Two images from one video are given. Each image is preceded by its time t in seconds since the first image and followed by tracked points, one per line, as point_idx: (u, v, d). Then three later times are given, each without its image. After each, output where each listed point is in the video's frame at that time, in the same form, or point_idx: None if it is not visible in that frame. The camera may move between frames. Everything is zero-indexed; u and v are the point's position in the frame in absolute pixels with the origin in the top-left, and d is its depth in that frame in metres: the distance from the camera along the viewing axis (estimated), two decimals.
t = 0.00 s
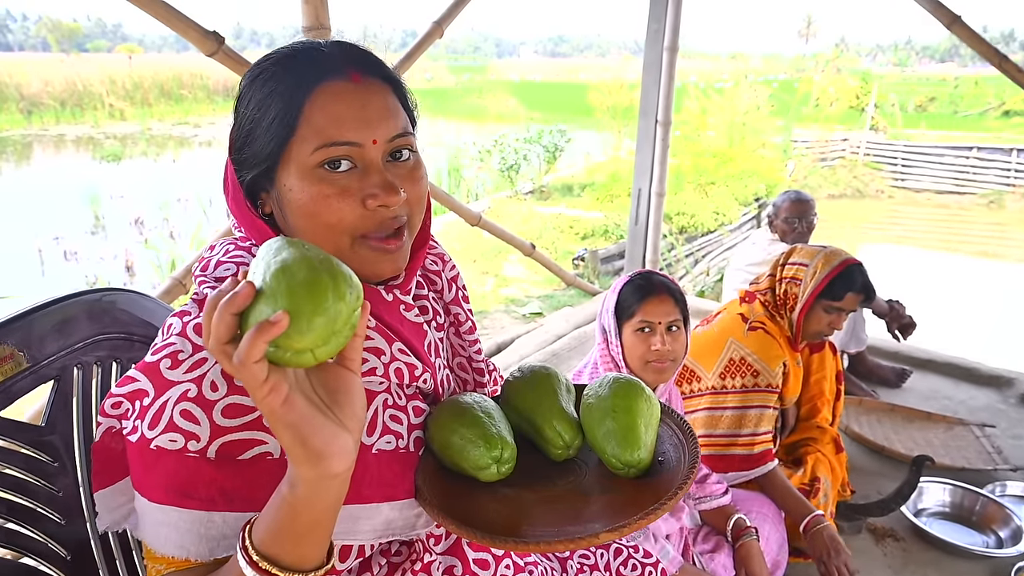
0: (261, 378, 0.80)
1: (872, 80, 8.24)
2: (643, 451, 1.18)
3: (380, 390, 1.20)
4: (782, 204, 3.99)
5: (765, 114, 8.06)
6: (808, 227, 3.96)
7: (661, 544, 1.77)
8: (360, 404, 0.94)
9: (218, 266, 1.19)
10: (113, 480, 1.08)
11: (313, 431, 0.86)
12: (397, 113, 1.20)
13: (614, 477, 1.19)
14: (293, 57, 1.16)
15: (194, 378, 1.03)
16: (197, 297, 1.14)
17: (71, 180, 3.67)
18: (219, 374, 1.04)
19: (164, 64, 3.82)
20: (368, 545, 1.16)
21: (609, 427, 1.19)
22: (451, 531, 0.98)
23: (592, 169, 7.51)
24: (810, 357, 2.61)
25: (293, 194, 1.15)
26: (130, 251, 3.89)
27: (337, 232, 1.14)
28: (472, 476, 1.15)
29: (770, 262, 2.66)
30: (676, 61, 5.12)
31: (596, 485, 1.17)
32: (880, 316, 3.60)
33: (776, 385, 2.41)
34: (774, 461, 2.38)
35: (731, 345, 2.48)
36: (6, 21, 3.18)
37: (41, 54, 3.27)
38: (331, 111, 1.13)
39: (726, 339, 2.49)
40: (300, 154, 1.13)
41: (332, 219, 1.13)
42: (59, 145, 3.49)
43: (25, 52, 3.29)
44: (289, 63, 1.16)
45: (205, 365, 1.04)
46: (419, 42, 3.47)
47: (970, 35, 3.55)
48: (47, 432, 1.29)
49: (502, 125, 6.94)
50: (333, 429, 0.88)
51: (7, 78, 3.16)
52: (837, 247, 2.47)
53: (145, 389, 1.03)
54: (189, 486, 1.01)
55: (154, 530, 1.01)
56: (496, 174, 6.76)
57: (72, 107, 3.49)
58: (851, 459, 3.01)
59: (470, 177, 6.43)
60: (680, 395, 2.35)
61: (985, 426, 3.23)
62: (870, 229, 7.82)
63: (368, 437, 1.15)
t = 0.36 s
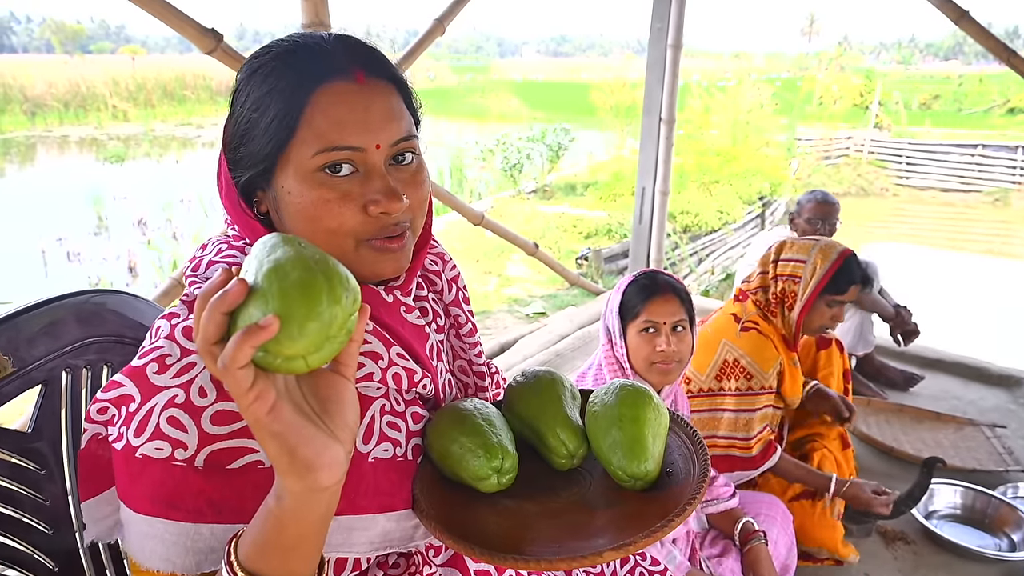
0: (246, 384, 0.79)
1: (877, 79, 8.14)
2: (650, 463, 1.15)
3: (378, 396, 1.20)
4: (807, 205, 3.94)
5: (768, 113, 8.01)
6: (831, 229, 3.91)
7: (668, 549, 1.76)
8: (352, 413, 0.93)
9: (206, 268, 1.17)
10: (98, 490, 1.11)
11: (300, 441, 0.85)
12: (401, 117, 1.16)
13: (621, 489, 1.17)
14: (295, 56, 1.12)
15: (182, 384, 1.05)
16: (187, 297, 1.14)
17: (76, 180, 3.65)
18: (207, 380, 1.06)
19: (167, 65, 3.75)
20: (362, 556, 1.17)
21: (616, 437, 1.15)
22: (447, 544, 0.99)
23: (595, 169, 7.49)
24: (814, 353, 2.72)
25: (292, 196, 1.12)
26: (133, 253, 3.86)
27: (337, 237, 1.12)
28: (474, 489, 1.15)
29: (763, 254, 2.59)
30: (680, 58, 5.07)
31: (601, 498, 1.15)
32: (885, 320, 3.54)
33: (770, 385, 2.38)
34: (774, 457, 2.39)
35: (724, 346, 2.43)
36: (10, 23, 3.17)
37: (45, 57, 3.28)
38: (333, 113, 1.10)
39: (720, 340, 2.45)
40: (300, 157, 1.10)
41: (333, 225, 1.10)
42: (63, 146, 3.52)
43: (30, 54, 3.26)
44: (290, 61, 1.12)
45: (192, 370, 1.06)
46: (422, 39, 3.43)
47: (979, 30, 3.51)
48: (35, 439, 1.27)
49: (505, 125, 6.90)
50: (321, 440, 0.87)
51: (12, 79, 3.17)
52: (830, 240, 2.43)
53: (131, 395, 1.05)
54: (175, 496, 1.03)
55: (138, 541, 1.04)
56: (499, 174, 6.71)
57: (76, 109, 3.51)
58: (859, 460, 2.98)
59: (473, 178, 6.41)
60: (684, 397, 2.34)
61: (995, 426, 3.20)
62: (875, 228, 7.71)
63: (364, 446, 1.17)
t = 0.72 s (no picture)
0: (252, 375, 0.77)
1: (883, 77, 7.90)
2: (657, 469, 1.12)
3: (376, 402, 1.21)
4: (840, 209, 3.92)
5: (774, 113, 7.84)
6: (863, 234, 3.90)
7: (677, 555, 1.77)
8: (349, 407, 0.92)
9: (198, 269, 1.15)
10: (83, 503, 1.12)
11: (296, 438, 0.84)
12: (400, 107, 1.15)
13: (626, 496, 1.14)
14: (293, 46, 1.12)
15: (170, 389, 1.04)
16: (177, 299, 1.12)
17: (81, 183, 3.63)
18: (197, 383, 1.05)
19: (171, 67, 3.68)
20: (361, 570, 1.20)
21: (621, 441, 1.12)
22: (444, 555, 0.97)
23: (598, 169, 7.48)
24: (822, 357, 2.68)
25: (286, 186, 1.11)
26: (138, 254, 3.92)
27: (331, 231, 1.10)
28: (477, 500, 1.13)
29: (766, 255, 2.54)
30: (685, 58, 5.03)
31: (607, 505, 1.12)
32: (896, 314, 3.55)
33: (779, 388, 2.37)
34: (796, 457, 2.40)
35: (729, 348, 2.42)
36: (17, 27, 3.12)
37: (51, 60, 3.22)
38: (328, 103, 1.09)
39: (724, 343, 2.43)
40: (294, 147, 1.09)
41: (326, 217, 1.09)
42: (69, 149, 3.46)
43: (36, 57, 3.23)
44: (287, 50, 1.12)
45: (180, 374, 1.05)
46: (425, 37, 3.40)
47: (987, 26, 3.46)
48: (24, 448, 1.31)
49: (509, 125, 6.84)
50: (320, 437, 0.86)
51: (17, 81, 3.15)
52: (840, 242, 2.39)
53: (117, 400, 1.03)
54: (162, 505, 1.02)
55: (125, 551, 1.04)
56: (502, 174, 6.72)
57: (81, 112, 3.46)
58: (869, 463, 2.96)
59: (476, 178, 6.39)
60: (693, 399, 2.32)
61: (1007, 428, 3.18)
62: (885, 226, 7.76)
63: (361, 454, 1.18)
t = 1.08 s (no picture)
0: (197, 329, 0.82)
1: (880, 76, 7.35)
2: (660, 478, 1.11)
3: (368, 404, 1.25)
4: (836, 207, 3.93)
5: (770, 111, 7.57)
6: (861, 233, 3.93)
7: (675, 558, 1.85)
8: (302, 367, 0.97)
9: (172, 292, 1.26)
10: (69, 514, 1.23)
11: (241, 393, 0.88)
12: (392, 103, 1.23)
13: (630, 505, 1.13)
14: (283, 39, 1.20)
15: (149, 389, 1.16)
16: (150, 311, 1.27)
17: (77, 182, 3.62)
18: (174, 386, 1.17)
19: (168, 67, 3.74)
20: None
21: (624, 450, 1.12)
22: (440, 564, 0.97)
23: (597, 168, 7.55)
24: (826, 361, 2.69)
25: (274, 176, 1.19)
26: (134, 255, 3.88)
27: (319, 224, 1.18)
28: (474, 507, 1.13)
29: (775, 254, 2.56)
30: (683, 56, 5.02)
31: (608, 514, 1.12)
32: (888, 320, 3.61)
33: (781, 389, 2.43)
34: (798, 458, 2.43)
35: (733, 347, 2.49)
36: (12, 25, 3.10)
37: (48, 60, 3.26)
38: (318, 96, 1.17)
39: (728, 341, 2.50)
40: (283, 140, 1.17)
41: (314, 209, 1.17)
42: (64, 148, 3.48)
43: (31, 56, 3.21)
44: (282, 44, 1.20)
45: (158, 378, 1.17)
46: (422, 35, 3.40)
47: (983, 25, 3.47)
48: (5, 454, 1.45)
49: (508, 124, 6.80)
50: (267, 392, 0.90)
51: (11, 81, 3.17)
52: (848, 242, 2.43)
53: (103, 402, 1.17)
54: (143, 505, 1.12)
55: (111, 551, 1.13)
56: (501, 173, 6.75)
57: (77, 111, 3.48)
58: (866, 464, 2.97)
59: (474, 178, 6.41)
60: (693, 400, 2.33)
61: (1005, 426, 3.19)
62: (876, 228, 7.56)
63: (353, 458, 1.22)
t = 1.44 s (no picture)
0: (162, 347, 0.80)
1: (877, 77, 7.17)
2: (666, 485, 1.09)
3: (365, 408, 1.24)
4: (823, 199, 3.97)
5: (767, 110, 7.61)
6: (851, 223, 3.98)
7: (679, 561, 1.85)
8: (279, 379, 0.95)
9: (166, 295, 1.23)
10: (61, 516, 1.23)
11: (211, 409, 0.87)
12: (379, 98, 1.21)
13: (634, 512, 1.11)
14: (266, 38, 1.18)
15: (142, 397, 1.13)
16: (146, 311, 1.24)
17: (79, 184, 3.63)
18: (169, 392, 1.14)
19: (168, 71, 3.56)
20: None
21: (629, 455, 1.11)
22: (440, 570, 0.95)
23: (596, 169, 7.51)
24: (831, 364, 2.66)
25: (264, 182, 1.18)
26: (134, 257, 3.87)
27: (312, 226, 1.17)
28: (475, 514, 1.11)
29: (781, 259, 2.60)
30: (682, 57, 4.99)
31: (612, 519, 1.10)
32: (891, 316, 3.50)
33: (790, 393, 2.41)
34: (808, 462, 2.39)
35: (739, 348, 2.48)
36: (14, 31, 3.07)
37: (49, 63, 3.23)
38: (304, 96, 1.16)
39: (734, 343, 2.49)
40: (271, 144, 1.16)
41: (306, 211, 1.15)
42: (66, 150, 3.50)
43: (33, 60, 3.19)
44: (263, 46, 1.18)
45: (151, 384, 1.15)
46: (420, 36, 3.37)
47: (983, 25, 3.46)
48: (1, 459, 1.43)
49: (507, 126, 6.82)
50: (239, 408, 0.89)
51: (13, 83, 3.19)
52: (855, 246, 2.51)
53: (95, 411, 1.15)
54: (137, 516, 1.11)
55: (106, 563, 1.12)
56: (499, 174, 6.80)
57: (79, 114, 3.49)
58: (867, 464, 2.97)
59: (473, 178, 6.55)
60: (693, 401, 2.31)
61: (1007, 427, 3.18)
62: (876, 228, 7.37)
63: (351, 464, 1.20)
